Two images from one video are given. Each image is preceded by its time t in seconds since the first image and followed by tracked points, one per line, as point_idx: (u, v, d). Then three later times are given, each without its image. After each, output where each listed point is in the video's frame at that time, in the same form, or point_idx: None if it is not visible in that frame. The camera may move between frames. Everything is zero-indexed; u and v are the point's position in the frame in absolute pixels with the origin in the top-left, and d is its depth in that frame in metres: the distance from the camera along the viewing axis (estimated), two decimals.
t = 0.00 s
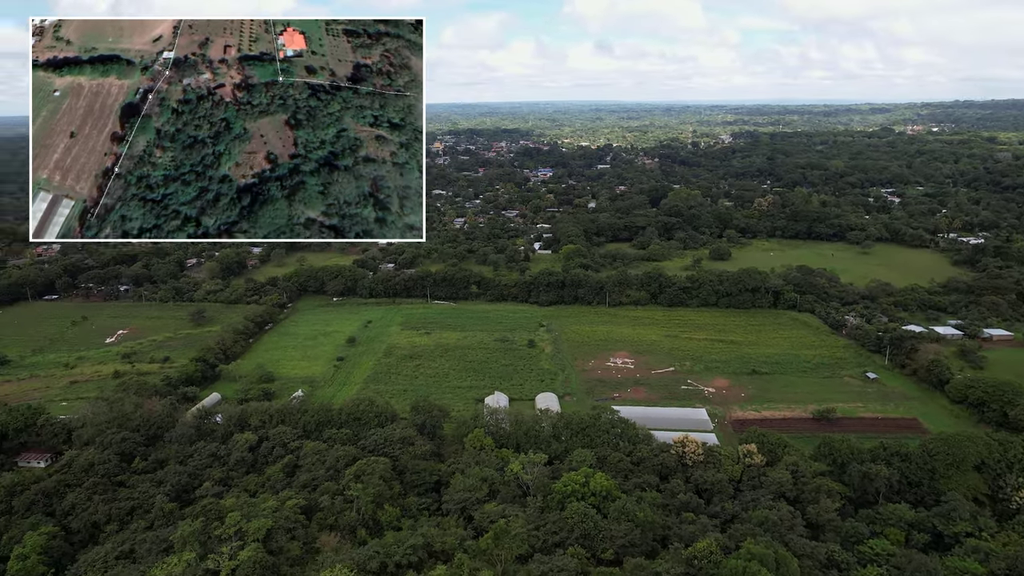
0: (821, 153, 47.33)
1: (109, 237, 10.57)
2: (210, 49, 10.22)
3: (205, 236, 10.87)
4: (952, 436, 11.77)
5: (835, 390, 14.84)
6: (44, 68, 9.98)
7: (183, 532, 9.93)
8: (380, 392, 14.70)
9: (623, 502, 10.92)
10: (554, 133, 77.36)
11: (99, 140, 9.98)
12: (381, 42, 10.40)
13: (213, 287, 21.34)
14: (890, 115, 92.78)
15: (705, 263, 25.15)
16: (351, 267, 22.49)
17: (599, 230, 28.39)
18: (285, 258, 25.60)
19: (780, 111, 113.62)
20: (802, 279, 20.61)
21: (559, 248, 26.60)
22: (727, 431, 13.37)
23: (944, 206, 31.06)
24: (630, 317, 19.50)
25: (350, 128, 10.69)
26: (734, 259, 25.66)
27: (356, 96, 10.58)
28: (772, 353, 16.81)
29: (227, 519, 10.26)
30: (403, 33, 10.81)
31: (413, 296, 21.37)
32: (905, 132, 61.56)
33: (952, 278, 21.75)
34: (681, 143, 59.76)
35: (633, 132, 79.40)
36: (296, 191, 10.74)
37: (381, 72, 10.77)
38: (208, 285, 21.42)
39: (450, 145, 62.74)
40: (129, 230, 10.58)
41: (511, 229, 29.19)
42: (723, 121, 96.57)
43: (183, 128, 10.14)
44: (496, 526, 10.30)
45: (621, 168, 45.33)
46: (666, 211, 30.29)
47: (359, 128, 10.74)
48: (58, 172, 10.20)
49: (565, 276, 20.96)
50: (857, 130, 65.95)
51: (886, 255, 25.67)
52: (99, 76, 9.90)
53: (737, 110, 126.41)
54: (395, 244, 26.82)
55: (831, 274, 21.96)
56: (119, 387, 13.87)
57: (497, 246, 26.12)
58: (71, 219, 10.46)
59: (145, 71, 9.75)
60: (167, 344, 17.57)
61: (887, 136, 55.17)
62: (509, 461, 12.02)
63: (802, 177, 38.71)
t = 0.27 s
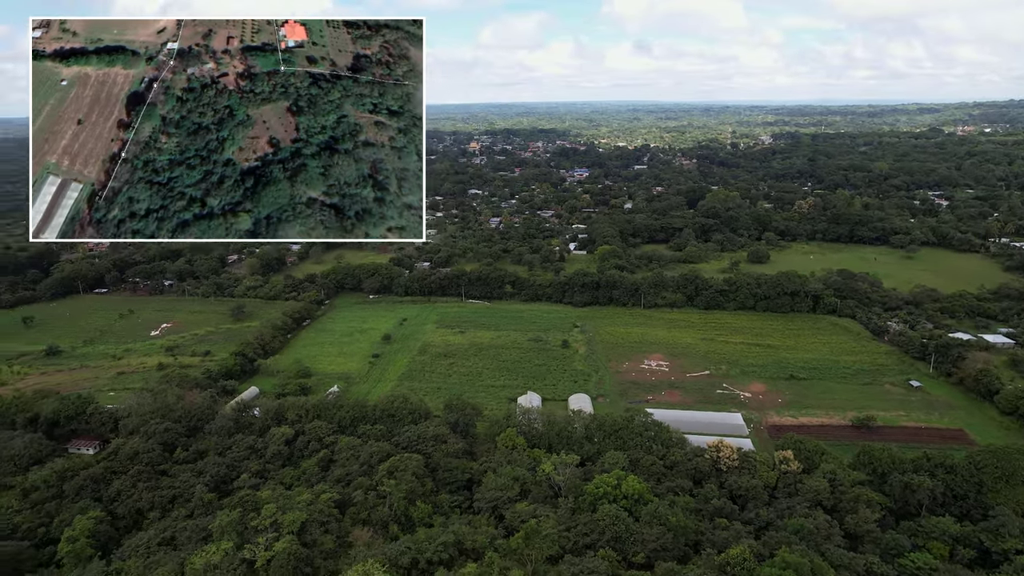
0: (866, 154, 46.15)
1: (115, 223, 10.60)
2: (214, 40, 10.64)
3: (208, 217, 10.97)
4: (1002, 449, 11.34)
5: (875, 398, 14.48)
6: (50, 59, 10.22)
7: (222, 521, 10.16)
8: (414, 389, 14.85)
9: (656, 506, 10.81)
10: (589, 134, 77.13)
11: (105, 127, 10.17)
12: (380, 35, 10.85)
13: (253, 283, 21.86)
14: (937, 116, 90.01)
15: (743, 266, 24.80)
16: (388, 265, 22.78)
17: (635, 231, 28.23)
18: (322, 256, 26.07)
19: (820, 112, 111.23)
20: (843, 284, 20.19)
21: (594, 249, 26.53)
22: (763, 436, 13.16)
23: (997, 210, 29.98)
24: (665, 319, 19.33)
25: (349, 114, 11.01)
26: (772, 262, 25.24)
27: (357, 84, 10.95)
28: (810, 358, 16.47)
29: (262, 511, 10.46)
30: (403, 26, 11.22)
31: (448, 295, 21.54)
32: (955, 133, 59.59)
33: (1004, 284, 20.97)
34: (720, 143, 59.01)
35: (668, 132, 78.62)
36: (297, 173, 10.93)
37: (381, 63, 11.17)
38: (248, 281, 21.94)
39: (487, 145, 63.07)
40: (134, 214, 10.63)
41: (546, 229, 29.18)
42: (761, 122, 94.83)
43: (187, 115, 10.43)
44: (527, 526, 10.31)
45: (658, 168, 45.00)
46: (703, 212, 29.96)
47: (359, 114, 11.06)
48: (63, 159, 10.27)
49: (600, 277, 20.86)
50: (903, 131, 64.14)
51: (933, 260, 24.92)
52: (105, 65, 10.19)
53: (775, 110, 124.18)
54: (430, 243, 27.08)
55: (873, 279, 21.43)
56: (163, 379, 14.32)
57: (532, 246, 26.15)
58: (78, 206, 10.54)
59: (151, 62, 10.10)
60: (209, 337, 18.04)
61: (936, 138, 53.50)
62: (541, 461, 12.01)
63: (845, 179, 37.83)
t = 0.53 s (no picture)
0: (913, 156, 44.85)
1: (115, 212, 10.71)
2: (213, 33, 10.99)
3: (209, 205, 11.01)
4: None
5: (917, 407, 14.09)
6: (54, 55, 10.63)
7: (258, 513, 10.35)
8: (448, 386, 14.98)
9: (689, 510, 10.67)
10: (625, 134, 76.71)
11: (107, 117, 10.49)
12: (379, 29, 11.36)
13: (292, 279, 22.30)
14: (987, 116, 86.96)
15: (782, 269, 24.39)
16: (423, 264, 23.03)
17: (671, 232, 28.03)
18: (359, 254, 26.49)
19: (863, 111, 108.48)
20: (886, 288, 19.70)
21: (630, 249, 26.38)
22: (800, 443, 12.93)
23: None
24: (700, 322, 19.14)
25: (348, 105, 11.38)
26: (812, 266, 24.76)
27: (355, 77, 11.40)
28: (849, 364, 16.10)
29: (296, 504, 10.63)
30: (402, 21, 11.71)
31: (483, 294, 21.66)
32: (1009, 134, 57.48)
33: None
34: (760, 144, 58.11)
35: (705, 133, 77.68)
36: (297, 161, 11.14)
37: (380, 58, 11.66)
38: (287, 278, 22.41)
39: (523, 145, 63.35)
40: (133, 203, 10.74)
41: (582, 229, 29.13)
42: (799, 123, 92.91)
43: (189, 106, 10.69)
44: (558, 527, 10.28)
45: (696, 169, 44.56)
46: (741, 214, 29.56)
47: (358, 106, 11.44)
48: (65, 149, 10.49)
49: (635, 278, 20.73)
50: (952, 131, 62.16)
51: (983, 265, 24.08)
52: (108, 58, 10.55)
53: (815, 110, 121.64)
54: (466, 242, 27.30)
55: (919, 284, 20.82)
56: (204, 372, 14.74)
57: (567, 246, 26.14)
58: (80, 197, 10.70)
59: (154, 54, 10.48)
60: (248, 332, 18.47)
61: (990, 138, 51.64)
62: (573, 461, 11.98)
63: (889, 181, 36.84)
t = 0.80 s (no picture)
0: (965, 158, 43.27)
1: (117, 208, 11.89)
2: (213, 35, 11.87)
3: (209, 204, 12.07)
4: None
5: (962, 417, 13.64)
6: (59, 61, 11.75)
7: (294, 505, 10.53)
8: (481, 384, 15.09)
9: (723, 516, 10.49)
10: (663, 135, 75.95)
11: (106, 117, 11.63)
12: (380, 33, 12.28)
13: (330, 276, 22.70)
14: None
15: (823, 273, 23.86)
16: (459, 263, 23.21)
17: (708, 234, 27.71)
18: (396, 252, 26.83)
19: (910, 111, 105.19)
20: (932, 294, 19.15)
21: (666, 251, 26.15)
22: (838, 450, 12.65)
23: None
24: (737, 325, 18.85)
25: (348, 105, 12.35)
26: (854, 270, 24.16)
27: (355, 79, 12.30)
28: (891, 372, 15.67)
29: (330, 498, 10.77)
30: (401, 22, 12.60)
31: (517, 293, 21.70)
32: None
33: None
34: (802, 146, 56.89)
35: (743, 134, 76.35)
36: (297, 161, 12.14)
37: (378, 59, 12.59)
38: (325, 275, 22.82)
39: (561, 145, 63.34)
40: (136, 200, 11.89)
41: (618, 230, 28.98)
42: (840, 124, 90.66)
43: (190, 107, 11.68)
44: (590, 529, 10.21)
45: (735, 171, 43.90)
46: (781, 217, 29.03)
47: (357, 107, 12.40)
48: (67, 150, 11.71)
49: (672, 280, 20.53)
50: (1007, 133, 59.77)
51: None
52: (107, 59, 11.66)
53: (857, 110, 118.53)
54: (501, 242, 27.41)
55: (967, 290, 20.11)
56: (243, 365, 15.10)
57: (603, 247, 26.05)
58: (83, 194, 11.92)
59: (155, 56, 11.45)
60: (287, 327, 18.84)
61: None
62: (605, 463, 11.90)
63: (938, 183, 35.65)
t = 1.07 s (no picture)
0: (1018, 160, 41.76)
1: (116, 210, 11.42)
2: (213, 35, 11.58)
3: (209, 204, 11.73)
4: None
5: (1009, 429, 13.16)
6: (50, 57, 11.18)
7: (328, 499, 10.69)
8: (515, 384, 15.11)
9: (757, 523, 10.30)
10: (699, 135, 75.19)
11: (107, 117, 11.15)
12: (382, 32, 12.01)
13: (366, 274, 22.98)
14: None
15: (865, 277, 23.32)
16: (494, 262, 23.32)
17: (746, 236, 27.33)
18: (431, 251, 27.08)
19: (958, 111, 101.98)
20: (981, 300, 18.53)
21: (703, 252, 25.87)
22: (878, 460, 12.33)
23: None
24: (774, 329, 18.56)
25: (348, 105, 12.02)
26: (898, 275, 23.55)
27: (355, 78, 11.99)
28: (935, 381, 15.22)
29: (364, 493, 10.89)
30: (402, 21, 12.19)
31: (551, 294, 21.73)
32: None
33: None
34: (844, 147, 55.70)
35: (781, 136, 75.04)
36: (297, 161, 11.82)
37: (380, 58, 12.27)
38: (362, 272, 23.13)
39: (597, 146, 63.26)
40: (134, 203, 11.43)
41: (655, 231, 28.75)
42: (883, 125, 88.24)
43: (190, 107, 11.40)
44: (621, 531, 10.14)
45: (775, 172, 43.23)
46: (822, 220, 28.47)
47: (357, 107, 12.06)
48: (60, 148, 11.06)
49: (708, 282, 20.28)
50: None
51: None
52: (108, 57, 11.21)
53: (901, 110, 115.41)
54: (536, 241, 27.44)
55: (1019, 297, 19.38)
56: (281, 360, 15.40)
57: (639, 248, 25.88)
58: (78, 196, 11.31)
59: (155, 55, 11.12)
60: (324, 323, 19.15)
61: None
62: (638, 466, 11.81)
63: (989, 186, 34.51)
